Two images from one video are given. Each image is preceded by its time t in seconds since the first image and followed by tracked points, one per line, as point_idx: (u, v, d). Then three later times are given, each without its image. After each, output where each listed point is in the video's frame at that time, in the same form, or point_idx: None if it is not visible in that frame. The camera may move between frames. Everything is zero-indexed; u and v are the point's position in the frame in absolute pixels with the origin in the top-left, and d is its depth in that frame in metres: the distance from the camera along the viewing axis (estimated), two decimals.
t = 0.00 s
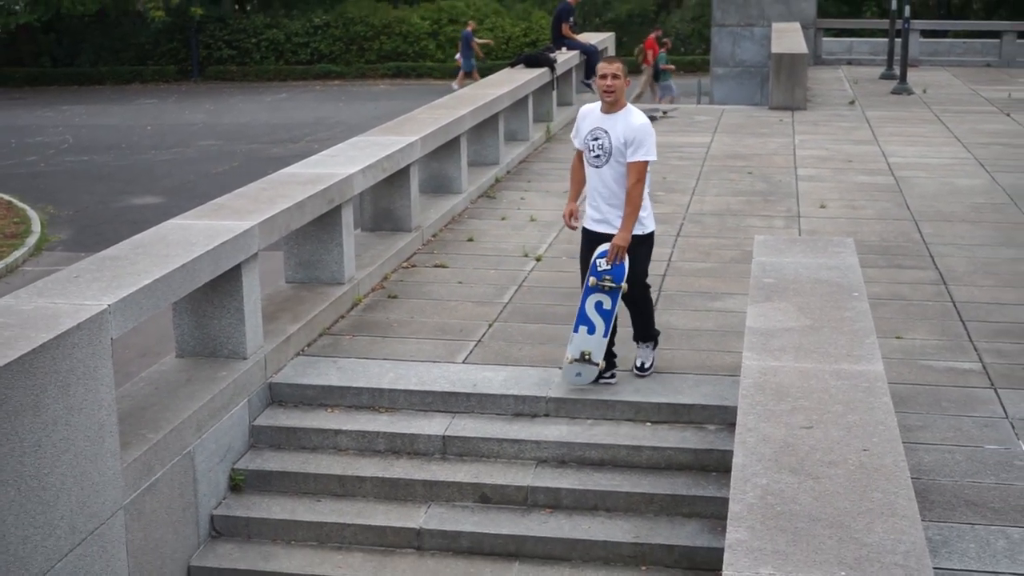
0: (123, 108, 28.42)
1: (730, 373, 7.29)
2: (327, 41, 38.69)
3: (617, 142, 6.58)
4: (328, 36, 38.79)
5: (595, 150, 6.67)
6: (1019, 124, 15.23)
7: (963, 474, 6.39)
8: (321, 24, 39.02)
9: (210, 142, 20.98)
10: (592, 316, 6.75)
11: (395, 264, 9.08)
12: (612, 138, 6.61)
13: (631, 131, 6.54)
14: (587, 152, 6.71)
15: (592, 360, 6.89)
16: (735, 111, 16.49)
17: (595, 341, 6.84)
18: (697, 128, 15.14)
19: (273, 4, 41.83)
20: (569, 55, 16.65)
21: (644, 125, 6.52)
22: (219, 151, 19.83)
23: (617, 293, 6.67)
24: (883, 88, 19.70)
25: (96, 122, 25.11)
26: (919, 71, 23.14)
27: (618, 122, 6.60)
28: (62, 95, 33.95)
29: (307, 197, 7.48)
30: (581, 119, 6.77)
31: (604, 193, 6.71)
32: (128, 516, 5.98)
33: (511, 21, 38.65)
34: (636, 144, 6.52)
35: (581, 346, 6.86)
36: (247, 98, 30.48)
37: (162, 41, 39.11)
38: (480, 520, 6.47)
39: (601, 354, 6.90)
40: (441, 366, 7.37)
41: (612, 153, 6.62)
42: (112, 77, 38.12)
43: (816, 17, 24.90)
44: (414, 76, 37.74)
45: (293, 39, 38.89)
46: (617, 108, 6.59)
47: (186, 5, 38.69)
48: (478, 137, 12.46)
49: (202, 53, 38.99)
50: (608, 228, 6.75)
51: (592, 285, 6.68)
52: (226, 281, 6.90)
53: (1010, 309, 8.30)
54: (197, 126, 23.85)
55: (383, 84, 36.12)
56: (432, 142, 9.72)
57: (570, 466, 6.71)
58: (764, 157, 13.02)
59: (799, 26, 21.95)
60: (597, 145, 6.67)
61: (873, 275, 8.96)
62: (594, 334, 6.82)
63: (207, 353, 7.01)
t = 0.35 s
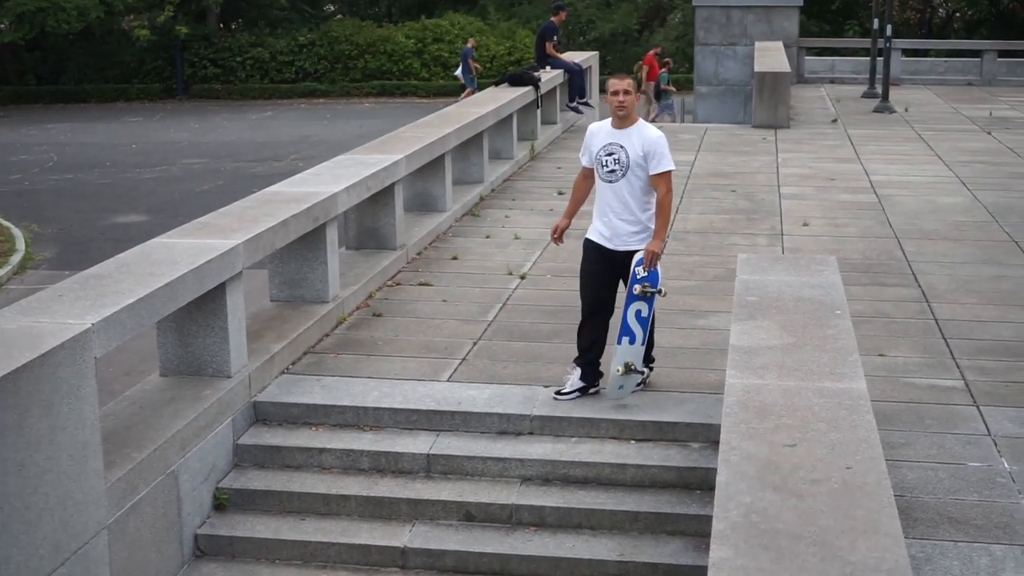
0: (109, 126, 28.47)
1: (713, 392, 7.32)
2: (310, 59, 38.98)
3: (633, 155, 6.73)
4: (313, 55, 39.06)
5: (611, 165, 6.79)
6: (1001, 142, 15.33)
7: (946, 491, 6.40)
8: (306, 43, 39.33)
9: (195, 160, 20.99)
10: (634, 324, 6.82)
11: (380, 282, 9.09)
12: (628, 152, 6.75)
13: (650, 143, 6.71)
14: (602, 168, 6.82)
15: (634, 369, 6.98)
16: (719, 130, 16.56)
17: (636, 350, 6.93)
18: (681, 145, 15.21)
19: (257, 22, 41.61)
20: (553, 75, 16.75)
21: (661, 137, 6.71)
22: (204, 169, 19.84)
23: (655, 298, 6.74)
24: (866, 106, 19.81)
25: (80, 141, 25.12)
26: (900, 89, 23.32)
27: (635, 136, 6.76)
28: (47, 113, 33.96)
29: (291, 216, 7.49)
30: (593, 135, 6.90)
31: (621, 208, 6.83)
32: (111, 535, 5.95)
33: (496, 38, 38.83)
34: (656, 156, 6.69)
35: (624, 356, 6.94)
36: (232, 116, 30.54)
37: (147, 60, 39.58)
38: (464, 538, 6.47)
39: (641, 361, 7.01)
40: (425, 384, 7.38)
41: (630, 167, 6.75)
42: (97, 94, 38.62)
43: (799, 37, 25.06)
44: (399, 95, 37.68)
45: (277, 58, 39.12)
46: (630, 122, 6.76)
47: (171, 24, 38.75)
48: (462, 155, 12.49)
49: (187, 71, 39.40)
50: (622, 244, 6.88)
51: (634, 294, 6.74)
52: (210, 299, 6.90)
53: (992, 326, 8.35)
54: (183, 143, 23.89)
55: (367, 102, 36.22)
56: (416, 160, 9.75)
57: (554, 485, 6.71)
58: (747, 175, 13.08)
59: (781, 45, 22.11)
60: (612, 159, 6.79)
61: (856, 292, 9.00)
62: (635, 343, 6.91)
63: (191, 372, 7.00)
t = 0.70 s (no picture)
0: (97, 137, 28.45)
1: (699, 404, 7.32)
2: (298, 70, 39.04)
3: (634, 164, 6.83)
4: (300, 66, 39.12)
5: (611, 173, 6.89)
6: (986, 154, 15.40)
7: (931, 502, 6.42)
8: (294, 54, 39.31)
9: (183, 172, 20.96)
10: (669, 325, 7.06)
11: (367, 293, 9.10)
12: (627, 161, 6.85)
13: (649, 151, 6.82)
14: (601, 177, 6.91)
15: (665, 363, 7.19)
16: (706, 141, 16.61)
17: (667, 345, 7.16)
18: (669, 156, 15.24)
19: (244, 33, 41.48)
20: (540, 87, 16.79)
21: (660, 145, 6.83)
22: (191, 180, 19.81)
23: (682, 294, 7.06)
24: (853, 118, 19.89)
25: (67, 152, 25.08)
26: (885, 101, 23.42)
27: (633, 144, 6.86)
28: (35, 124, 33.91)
29: (278, 227, 7.49)
30: (590, 145, 6.98)
31: (621, 216, 6.92)
32: (96, 547, 5.93)
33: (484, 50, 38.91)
34: (659, 164, 6.82)
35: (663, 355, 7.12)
36: (220, 127, 30.54)
37: (134, 71, 39.55)
38: (450, 550, 6.46)
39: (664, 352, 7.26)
40: (412, 396, 7.38)
41: (630, 175, 6.86)
42: (84, 106, 38.57)
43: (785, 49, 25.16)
44: (386, 106, 37.78)
45: (265, 69, 39.18)
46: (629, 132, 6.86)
47: (158, 35, 38.68)
48: (450, 167, 12.50)
49: (174, 82, 39.47)
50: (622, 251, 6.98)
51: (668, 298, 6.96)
52: (196, 311, 6.90)
53: (977, 338, 8.37)
54: (170, 155, 23.86)
55: (356, 113, 36.26)
56: (404, 172, 9.75)
57: (541, 496, 6.71)
58: (734, 187, 13.11)
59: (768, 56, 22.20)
60: (612, 169, 6.88)
61: (842, 303, 9.03)
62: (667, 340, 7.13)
63: (177, 384, 7.00)
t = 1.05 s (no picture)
0: (86, 149, 28.40)
1: (688, 415, 7.33)
2: (288, 82, 39.08)
3: (622, 171, 6.88)
4: (290, 78, 39.16)
5: (598, 180, 6.95)
6: (974, 166, 15.45)
7: (920, 513, 6.42)
8: (283, 66, 39.36)
9: (172, 183, 20.94)
10: (670, 328, 7.18)
11: (357, 305, 9.10)
12: (616, 168, 6.89)
13: (637, 157, 6.86)
14: (590, 183, 6.97)
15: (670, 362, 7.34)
16: (696, 153, 16.65)
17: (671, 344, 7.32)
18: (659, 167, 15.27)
19: (233, 45, 41.48)
20: (530, 100, 16.83)
21: (648, 152, 6.87)
22: (180, 192, 19.79)
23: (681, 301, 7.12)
24: (842, 130, 19.95)
25: (57, 164, 25.04)
26: (873, 113, 23.50)
27: (623, 150, 6.91)
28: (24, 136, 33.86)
29: (267, 239, 7.49)
30: (582, 152, 7.05)
31: (609, 222, 6.96)
32: (84, 559, 5.91)
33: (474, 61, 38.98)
34: (647, 171, 6.85)
35: (668, 352, 7.25)
36: (210, 139, 30.54)
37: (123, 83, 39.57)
38: (439, 561, 6.45)
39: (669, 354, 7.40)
40: (402, 408, 7.38)
41: (618, 181, 6.90)
42: (73, 118, 38.53)
43: (775, 61, 25.24)
44: (376, 117, 37.84)
45: (254, 81, 39.22)
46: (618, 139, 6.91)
47: (147, 47, 38.69)
48: (440, 179, 12.52)
49: (163, 94, 39.51)
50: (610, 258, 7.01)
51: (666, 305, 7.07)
52: (185, 322, 6.89)
53: (965, 349, 8.40)
54: (159, 167, 23.83)
55: (346, 124, 36.27)
56: (393, 184, 9.77)
57: (530, 508, 6.71)
58: (723, 199, 13.14)
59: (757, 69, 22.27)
60: (600, 176, 6.93)
61: (831, 315, 9.05)
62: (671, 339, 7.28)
63: (166, 395, 6.99)
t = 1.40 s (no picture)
0: (84, 156, 28.39)
1: (685, 421, 7.34)
2: (287, 88, 39.13)
3: (613, 176, 6.96)
4: (288, 84, 39.21)
5: (593, 184, 7.04)
6: (971, 172, 15.47)
7: (918, 519, 6.43)
8: (281, 73, 39.43)
9: (171, 190, 20.97)
10: (652, 337, 7.19)
11: (355, 311, 9.11)
12: (608, 173, 6.98)
13: (629, 162, 6.92)
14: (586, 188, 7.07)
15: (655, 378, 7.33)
16: (694, 160, 16.67)
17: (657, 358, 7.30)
18: (657, 174, 15.29)
19: (231, 52, 41.43)
20: (528, 107, 16.87)
21: (640, 157, 6.92)
22: (179, 199, 19.80)
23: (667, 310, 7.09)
24: (839, 136, 19.98)
25: (56, 171, 25.06)
26: (870, 120, 23.54)
27: (616, 156, 6.98)
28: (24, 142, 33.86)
29: (265, 245, 7.51)
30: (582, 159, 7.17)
31: (604, 225, 7.03)
32: (82, 565, 5.91)
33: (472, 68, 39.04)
34: (637, 175, 6.90)
35: (646, 366, 7.29)
36: (209, 145, 30.55)
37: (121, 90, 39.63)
38: (438, 567, 6.45)
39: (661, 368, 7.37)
40: (400, 414, 7.38)
41: (611, 185, 6.97)
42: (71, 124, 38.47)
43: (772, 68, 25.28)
44: (375, 123, 37.88)
45: (252, 88, 39.28)
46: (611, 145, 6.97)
47: (145, 54, 38.74)
48: (438, 185, 12.53)
49: (161, 101, 39.57)
50: (606, 261, 7.06)
51: (647, 310, 7.11)
52: (183, 328, 6.90)
53: (962, 355, 8.41)
54: (157, 174, 23.82)
55: (345, 131, 36.31)
56: (391, 190, 9.78)
57: (528, 514, 6.71)
58: (721, 205, 13.16)
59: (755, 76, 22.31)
60: (593, 180, 7.04)
61: (828, 321, 9.05)
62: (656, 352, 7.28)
63: (164, 402, 7.00)
